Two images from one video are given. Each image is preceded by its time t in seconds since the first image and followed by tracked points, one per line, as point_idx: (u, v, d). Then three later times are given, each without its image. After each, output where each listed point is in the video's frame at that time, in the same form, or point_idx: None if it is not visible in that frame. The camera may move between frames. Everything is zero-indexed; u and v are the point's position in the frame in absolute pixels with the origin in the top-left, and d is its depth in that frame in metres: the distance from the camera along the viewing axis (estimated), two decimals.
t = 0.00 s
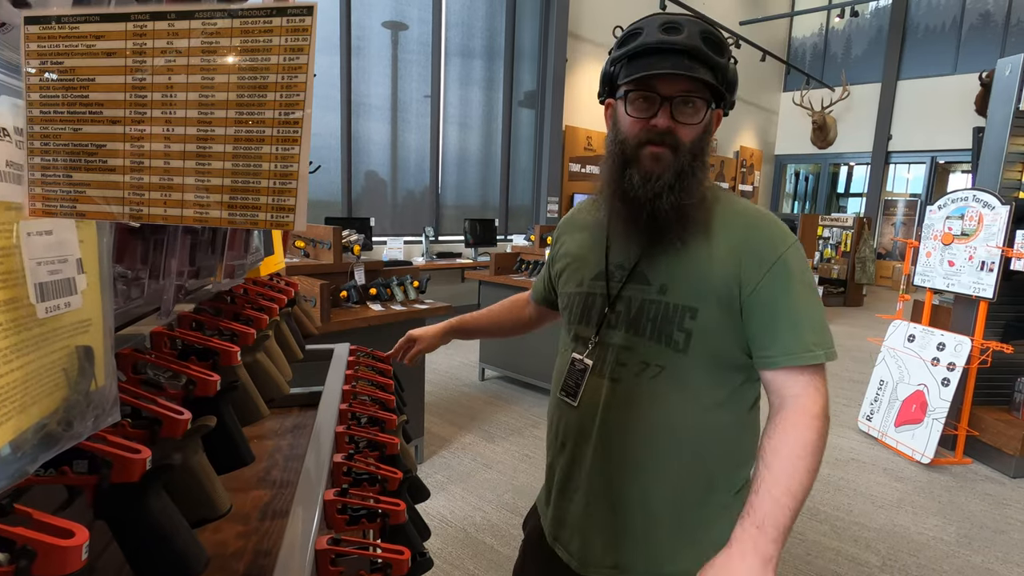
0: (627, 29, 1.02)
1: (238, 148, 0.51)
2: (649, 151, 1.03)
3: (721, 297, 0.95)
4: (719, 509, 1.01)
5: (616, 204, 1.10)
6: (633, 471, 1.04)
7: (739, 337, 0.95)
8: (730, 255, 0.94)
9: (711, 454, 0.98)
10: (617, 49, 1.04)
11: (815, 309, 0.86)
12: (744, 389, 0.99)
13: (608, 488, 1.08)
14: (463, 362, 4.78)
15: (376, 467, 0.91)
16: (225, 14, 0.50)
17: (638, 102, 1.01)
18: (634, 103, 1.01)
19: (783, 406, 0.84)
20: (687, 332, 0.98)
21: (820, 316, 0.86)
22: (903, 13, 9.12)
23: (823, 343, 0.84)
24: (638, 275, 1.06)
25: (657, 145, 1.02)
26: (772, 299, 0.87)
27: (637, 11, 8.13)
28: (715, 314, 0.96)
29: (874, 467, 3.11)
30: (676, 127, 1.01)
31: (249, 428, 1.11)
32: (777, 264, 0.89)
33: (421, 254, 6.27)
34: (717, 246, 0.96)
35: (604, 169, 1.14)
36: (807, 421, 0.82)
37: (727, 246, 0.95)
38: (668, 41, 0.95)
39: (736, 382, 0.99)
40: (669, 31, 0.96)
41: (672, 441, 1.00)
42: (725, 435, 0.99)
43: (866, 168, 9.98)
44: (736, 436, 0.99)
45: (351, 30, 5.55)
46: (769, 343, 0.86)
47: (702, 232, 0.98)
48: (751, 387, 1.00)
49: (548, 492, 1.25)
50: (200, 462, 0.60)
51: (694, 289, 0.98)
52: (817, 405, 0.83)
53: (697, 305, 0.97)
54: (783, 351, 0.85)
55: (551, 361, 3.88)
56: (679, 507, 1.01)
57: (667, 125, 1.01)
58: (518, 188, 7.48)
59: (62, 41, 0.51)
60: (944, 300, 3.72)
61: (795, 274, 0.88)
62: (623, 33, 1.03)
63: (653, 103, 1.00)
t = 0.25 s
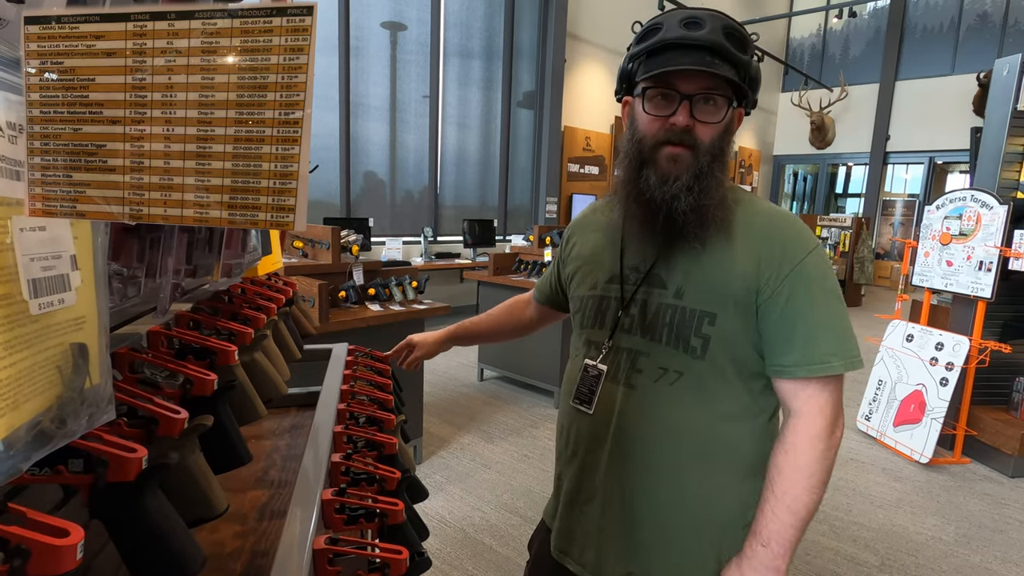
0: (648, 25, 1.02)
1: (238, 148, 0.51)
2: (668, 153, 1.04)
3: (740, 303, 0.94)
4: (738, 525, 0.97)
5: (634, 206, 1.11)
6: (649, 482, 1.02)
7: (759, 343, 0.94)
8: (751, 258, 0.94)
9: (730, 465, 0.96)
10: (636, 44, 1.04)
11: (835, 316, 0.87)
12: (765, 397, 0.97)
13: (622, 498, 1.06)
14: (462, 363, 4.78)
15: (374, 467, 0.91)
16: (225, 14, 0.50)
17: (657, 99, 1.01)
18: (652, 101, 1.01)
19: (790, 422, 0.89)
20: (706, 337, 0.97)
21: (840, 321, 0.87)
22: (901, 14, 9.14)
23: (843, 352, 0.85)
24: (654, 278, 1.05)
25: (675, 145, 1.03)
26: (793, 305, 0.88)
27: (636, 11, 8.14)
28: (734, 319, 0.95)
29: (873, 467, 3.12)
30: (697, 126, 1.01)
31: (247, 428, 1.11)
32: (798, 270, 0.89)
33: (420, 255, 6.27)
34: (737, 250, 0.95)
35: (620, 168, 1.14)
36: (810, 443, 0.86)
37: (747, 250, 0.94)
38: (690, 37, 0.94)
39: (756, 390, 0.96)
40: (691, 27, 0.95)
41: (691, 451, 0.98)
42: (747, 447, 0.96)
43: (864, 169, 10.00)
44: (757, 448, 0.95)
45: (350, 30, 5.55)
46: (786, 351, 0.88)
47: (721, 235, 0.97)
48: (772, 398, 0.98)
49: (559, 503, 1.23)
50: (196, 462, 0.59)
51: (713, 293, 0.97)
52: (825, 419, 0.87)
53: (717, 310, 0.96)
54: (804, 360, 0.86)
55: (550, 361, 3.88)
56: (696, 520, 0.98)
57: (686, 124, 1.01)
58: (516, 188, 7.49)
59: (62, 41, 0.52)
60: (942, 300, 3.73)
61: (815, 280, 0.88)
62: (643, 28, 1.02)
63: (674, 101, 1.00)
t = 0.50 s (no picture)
0: (658, 22, 1.02)
1: (238, 148, 0.51)
2: (676, 149, 1.04)
3: (753, 303, 0.95)
4: (751, 528, 0.97)
5: (642, 205, 1.10)
6: (662, 486, 1.00)
7: (771, 343, 0.95)
8: (764, 257, 0.94)
9: (744, 468, 0.96)
10: (645, 42, 1.05)
11: (849, 315, 0.88)
12: (775, 399, 0.97)
13: (632, 504, 1.03)
14: (461, 363, 4.78)
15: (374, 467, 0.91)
16: (225, 14, 0.50)
17: (667, 96, 1.01)
18: (662, 97, 1.01)
19: (827, 425, 0.87)
20: (718, 336, 0.97)
21: (853, 319, 0.89)
22: (900, 15, 9.16)
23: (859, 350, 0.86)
24: (664, 279, 1.05)
25: (684, 142, 1.03)
26: (810, 303, 0.89)
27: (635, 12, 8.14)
28: (747, 319, 0.95)
29: (872, 467, 3.12)
30: (706, 124, 1.01)
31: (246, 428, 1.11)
32: (813, 268, 0.90)
33: (419, 255, 6.26)
34: (749, 249, 0.96)
35: (627, 167, 1.14)
36: (850, 446, 0.85)
37: (760, 249, 0.95)
38: (702, 33, 0.95)
39: (767, 392, 0.97)
40: (702, 24, 0.96)
41: (704, 453, 0.97)
42: (760, 448, 0.96)
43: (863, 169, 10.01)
44: (770, 450, 0.96)
45: (348, 30, 5.55)
46: (804, 351, 0.88)
47: (732, 235, 0.98)
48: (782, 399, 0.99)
49: (567, 512, 1.21)
50: (195, 462, 0.59)
51: (724, 292, 0.97)
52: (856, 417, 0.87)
53: (729, 311, 0.97)
54: (822, 358, 0.86)
55: (550, 362, 3.88)
56: (711, 525, 0.97)
57: (695, 121, 1.01)
58: (515, 188, 7.49)
59: (62, 40, 0.52)
60: (940, 300, 3.73)
61: (831, 279, 0.89)
62: (653, 25, 1.02)
63: (683, 98, 1.00)
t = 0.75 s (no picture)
0: (665, 24, 1.03)
1: (239, 148, 0.51)
2: (682, 148, 1.04)
3: (753, 306, 0.95)
4: (750, 530, 0.97)
5: (645, 206, 1.11)
6: (663, 488, 1.00)
7: (772, 346, 0.95)
8: (765, 260, 0.95)
9: (742, 471, 0.96)
10: (651, 43, 1.05)
11: (849, 320, 0.89)
12: (774, 402, 0.98)
13: (631, 507, 1.03)
14: (460, 364, 4.78)
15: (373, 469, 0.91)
16: (226, 13, 0.50)
17: (674, 95, 1.01)
18: (668, 97, 1.02)
19: (827, 433, 0.87)
20: (719, 338, 0.97)
21: (853, 323, 0.89)
22: (898, 16, 9.17)
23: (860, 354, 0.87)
24: (666, 280, 1.05)
25: (690, 142, 1.03)
26: (811, 307, 0.89)
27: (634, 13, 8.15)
28: (748, 321, 0.96)
29: (870, 468, 3.12)
30: (712, 125, 1.01)
31: (245, 430, 1.11)
32: (814, 272, 0.90)
33: (418, 256, 6.27)
34: (751, 252, 0.96)
35: (632, 167, 1.15)
36: (847, 453, 0.85)
37: (761, 252, 0.96)
38: (708, 35, 0.95)
39: (767, 395, 0.97)
40: (708, 26, 0.96)
41: (703, 456, 0.97)
42: (758, 452, 0.96)
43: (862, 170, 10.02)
44: (770, 454, 0.97)
45: (347, 31, 5.56)
46: (803, 356, 0.88)
47: (734, 237, 0.99)
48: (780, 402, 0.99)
49: (566, 514, 1.20)
50: (195, 464, 0.60)
51: (725, 294, 0.98)
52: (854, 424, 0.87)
53: (729, 312, 0.97)
54: (823, 362, 0.87)
55: (549, 362, 3.88)
56: (709, 527, 0.98)
57: (701, 121, 1.01)
58: (514, 189, 7.49)
59: (62, 41, 0.52)
60: (939, 301, 3.74)
61: (831, 283, 0.90)
62: (659, 27, 1.03)
63: (689, 99, 1.01)
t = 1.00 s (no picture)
0: (675, 24, 1.03)
1: (238, 148, 0.51)
2: (689, 150, 1.04)
3: (750, 309, 0.94)
4: (743, 534, 0.96)
5: (648, 208, 1.11)
6: (654, 488, 1.01)
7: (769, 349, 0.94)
8: (763, 262, 0.94)
9: (735, 474, 0.95)
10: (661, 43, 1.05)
11: (848, 324, 0.87)
12: (772, 406, 0.96)
13: (624, 505, 1.04)
14: (460, 365, 4.78)
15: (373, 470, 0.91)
16: (226, 14, 0.50)
17: (682, 98, 1.02)
18: (677, 99, 1.02)
19: (807, 434, 0.86)
20: (714, 340, 0.97)
21: (851, 327, 0.87)
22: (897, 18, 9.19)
23: (855, 359, 0.85)
24: (664, 282, 1.06)
25: (698, 144, 1.03)
26: (806, 309, 0.87)
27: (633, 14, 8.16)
28: (744, 324, 0.95)
29: (869, 469, 3.13)
30: (719, 127, 1.01)
31: (244, 431, 1.11)
32: (811, 273, 0.89)
33: (418, 257, 6.26)
34: (748, 254, 0.96)
35: (637, 168, 1.15)
36: (824, 455, 0.84)
37: (759, 254, 0.95)
38: (720, 38, 0.96)
39: (763, 400, 0.96)
40: (720, 29, 0.97)
41: (695, 457, 0.97)
42: (751, 456, 0.95)
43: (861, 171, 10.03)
44: (765, 459, 0.95)
45: (347, 31, 5.56)
46: (796, 358, 0.87)
47: (734, 240, 0.98)
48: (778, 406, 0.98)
49: (562, 513, 1.21)
50: (196, 465, 0.60)
51: (722, 296, 0.97)
52: (838, 428, 0.85)
53: (725, 314, 0.96)
54: (816, 365, 0.85)
55: (548, 363, 3.88)
56: (699, 529, 0.97)
57: (709, 125, 1.02)
58: (513, 190, 7.49)
59: (62, 41, 0.52)
60: (937, 301, 3.74)
61: (830, 286, 0.88)
62: (670, 28, 1.03)
63: (699, 101, 1.01)
